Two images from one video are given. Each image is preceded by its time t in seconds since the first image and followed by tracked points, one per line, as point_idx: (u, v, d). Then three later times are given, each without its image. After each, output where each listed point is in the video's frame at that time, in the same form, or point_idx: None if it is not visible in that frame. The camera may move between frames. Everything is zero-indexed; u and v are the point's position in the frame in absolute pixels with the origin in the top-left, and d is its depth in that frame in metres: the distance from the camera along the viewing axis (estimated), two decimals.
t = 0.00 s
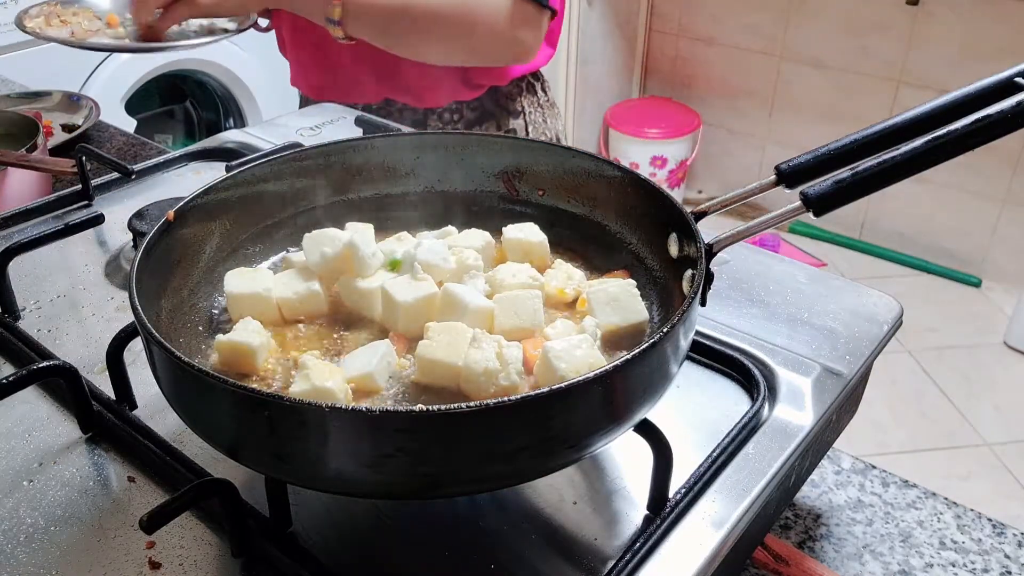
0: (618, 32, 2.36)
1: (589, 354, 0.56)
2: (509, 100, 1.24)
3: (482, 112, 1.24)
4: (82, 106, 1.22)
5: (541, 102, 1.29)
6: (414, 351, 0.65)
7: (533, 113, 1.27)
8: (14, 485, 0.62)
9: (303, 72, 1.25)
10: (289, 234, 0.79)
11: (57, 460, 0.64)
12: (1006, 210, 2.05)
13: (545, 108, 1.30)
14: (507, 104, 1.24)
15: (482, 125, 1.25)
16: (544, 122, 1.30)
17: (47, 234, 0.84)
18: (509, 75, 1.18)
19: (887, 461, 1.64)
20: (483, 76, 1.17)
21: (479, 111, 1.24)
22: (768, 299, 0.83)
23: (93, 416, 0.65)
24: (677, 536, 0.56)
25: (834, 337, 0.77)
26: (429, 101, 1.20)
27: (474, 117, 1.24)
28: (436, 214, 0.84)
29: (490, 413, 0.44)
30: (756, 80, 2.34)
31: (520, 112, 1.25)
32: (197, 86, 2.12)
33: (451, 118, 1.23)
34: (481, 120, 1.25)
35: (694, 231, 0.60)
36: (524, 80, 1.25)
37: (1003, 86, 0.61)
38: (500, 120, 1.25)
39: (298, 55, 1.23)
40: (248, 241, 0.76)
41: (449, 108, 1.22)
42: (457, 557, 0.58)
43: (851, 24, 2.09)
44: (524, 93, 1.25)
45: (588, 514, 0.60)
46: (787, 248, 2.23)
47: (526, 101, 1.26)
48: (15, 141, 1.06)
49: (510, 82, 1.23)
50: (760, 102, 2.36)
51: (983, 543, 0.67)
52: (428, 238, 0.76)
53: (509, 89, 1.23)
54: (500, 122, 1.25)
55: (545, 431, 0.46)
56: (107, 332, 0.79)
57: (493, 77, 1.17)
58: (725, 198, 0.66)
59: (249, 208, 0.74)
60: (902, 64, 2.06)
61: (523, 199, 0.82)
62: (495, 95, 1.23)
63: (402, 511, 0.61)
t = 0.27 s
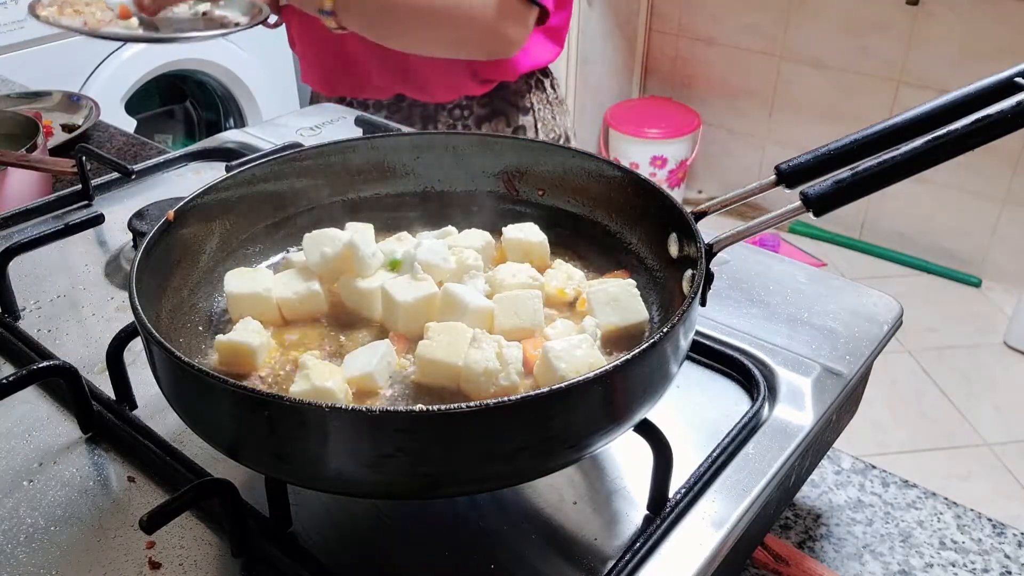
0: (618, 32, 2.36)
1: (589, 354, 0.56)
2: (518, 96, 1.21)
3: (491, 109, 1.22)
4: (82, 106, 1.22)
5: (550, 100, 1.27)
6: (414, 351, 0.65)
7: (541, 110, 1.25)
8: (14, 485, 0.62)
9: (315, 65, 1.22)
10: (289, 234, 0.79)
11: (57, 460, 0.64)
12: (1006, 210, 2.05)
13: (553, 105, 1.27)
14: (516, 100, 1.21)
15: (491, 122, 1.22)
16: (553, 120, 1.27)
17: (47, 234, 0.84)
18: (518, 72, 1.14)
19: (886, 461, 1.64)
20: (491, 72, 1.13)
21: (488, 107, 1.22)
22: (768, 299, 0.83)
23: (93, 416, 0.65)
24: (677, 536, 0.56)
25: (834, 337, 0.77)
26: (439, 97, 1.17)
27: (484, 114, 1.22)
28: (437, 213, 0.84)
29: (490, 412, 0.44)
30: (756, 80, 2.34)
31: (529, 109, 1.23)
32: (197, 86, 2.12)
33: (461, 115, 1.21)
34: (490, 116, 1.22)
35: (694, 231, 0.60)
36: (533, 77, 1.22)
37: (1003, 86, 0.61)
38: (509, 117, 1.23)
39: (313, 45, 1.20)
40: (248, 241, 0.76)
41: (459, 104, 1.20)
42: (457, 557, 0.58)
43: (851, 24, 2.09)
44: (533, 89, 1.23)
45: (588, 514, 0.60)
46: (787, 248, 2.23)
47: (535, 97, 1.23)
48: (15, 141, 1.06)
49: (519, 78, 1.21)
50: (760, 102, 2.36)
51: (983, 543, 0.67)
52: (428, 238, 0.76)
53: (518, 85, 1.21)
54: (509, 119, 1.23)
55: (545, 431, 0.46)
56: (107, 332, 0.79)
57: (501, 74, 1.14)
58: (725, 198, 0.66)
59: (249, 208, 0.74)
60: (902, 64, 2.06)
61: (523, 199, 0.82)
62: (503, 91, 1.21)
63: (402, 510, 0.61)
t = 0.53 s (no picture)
0: (618, 32, 2.36)
1: (589, 354, 0.56)
2: (529, 98, 1.23)
3: (502, 108, 1.23)
4: (82, 106, 1.22)
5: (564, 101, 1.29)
6: (414, 351, 0.65)
7: (553, 112, 1.26)
8: (14, 485, 0.62)
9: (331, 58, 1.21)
10: (289, 234, 0.79)
11: (57, 460, 0.64)
12: (1006, 210, 2.05)
13: (565, 107, 1.29)
14: (527, 101, 1.23)
15: (502, 121, 1.24)
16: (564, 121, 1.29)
17: (47, 234, 0.84)
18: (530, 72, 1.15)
19: (886, 461, 1.64)
20: (504, 71, 1.14)
21: (499, 107, 1.23)
22: (768, 299, 0.83)
23: (93, 416, 0.65)
24: (677, 536, 0.56)
25: (834, 337, 0.77)
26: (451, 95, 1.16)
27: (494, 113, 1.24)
28: (437, 213, 0.84)
29: (490, 413, 0.44)
30: (756, 80, 2.34)
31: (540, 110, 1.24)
32: (197, 86, 2.12)
33: (471, 113, 1.23)
34: (501, 116, 1.24)
35: (694, 231, 0.60)
36: (546, 78, 1.24)
37: (1003, 86, 0.61)
38: (520, 117, 1.24)
39: (329, 38, 1.20)
40: (247, 241, 0.76)
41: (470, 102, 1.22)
42: (457, 557, 0.58)
43: (851, 24, 2.09)
44: (545, 91, 1.24)
45: (589, 514, 0.60)
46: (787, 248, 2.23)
47: (547, 98, 1.24)
48: (15, 141, 1.06)
49: (531, 79, 1.22)
50: (760, 102, 2.36)
51: (983, 543, 0.67)
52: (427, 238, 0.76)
53: (530, 87, 1.22)
54: (520, 119, 1.24)
55: (544, 431, 0.46)
56: (107, 332, 0.79)
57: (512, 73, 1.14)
58: (725, 198, 0.66)
59: (248, 208, 0.74)
60: (902, 64, 2.06)
61: (522, 199, 0.82)
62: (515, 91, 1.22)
63: (403, 510, 0.61)
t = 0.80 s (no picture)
0: (618, 32, 2.36)
1: (589, 354, 0.56)
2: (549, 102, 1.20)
3: (521, 112, 1.21)
4: (82, 106, 1.22)
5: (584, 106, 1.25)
6: (414, 351, 0.65)
7: (574, 117, 1.24)
8: (14, 485, 0.62)
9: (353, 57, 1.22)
10: (289, 234, 0.79)
11: (57, 460, 0.64)
12: (1007, 210, 2.05)
13: (587, 112, 1.26)
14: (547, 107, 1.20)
15: (519, 126, 1.21)
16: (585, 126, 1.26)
17: (47, 234, 0.84)
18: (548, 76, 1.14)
19: (886, 461, 1.64)
20: (522, 76, 1.13)
21: (519, 111, 1.21)
22: (768, 299, 0.83)
23: (93, 416, 0.65)
24: (677, 536, 0.56)
25: (834, 337, 0.77)
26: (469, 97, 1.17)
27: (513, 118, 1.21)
28: (437, 214, 0.84)
29: (490, 412, 0.44)
30: (756, 80, 2.34)
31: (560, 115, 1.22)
32: (197, 86, 2.12)
33: (490, 117, 1.21)
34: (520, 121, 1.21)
35: (694, 231, 0.60)
36: (567, 83, 1.21)
37: (1003, 86, 0.61)
38: (540, 122, 1.22)
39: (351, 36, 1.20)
40: (247, 241, 0.76)
41: (488, 106, 1.20)
42: (457, 558, 0.58)
43: (851, 24, 2.09)
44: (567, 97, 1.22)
45: (589, 514, 0.60)
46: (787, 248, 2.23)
47: (568, 104, 1.22)
48: (15, 141, 1.06)
49: (552, 84, 1.19)
50: (760, 102, 2.36)
51: (983, 543, 0.67)
52: (427, 239, 0.76)
53: (549, 91, 1.20)
54: (539, 124, 1.22)
55: (544, 431, 0.46)
56: (107, 332, 0.79)
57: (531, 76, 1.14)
58: (725, 198, 0.66)
59: (248, 208, 0.74)
60: (903, 65, 2.06)
61: (522, 199, 0.82)
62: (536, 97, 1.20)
63: (403, 511, 0.61)
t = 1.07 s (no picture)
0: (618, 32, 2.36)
1: (589, 354, 0.56)
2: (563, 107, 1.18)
3: (533, 119, 1.19)
4: (82, 106, 1.22)
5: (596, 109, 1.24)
6: (414, 351, 0.65)
7: (586, 122, 1.22)
8: (14, 485, 0.62)
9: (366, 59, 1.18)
10: (289, 234, 0.79)
11: (57, 460, 0.64)
12: (1007, 210, 2.05)
13: (599, 115, 1.25)
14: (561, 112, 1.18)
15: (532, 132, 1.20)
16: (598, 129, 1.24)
17: (47, 234, 0.84)
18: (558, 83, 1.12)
19: (886, 461, 1.64)
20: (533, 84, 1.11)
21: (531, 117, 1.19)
22: (768, 299, 0.83)
23: (93, 416, 0.65)
24: (676, 536, 0.56)
25: (834, 337, 0.77)
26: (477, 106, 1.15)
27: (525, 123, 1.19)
28: (437, 214, 0.84)
29: (490, 412, 0.44)
30: (756, 80, 2.34)
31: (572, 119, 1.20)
32: (196, 86, 2.12)
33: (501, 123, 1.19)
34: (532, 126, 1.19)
35: (694, 231, 0.60)
36: (580, 87, 1.19)
37: (1003, 86, 0.62)
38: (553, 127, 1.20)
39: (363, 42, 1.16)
40: (247, 241, 0.76)
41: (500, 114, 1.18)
42: (457, 558, 0.58)
43: (851, 24, 2.09)
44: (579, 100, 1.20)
45: (588, 514, 0.60)
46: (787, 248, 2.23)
47: (580, 108, 1.20)
48: (15, 141, 1.06)
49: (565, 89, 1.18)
50: (760, 102, 2.36)
51: (983, 543, 0.67)
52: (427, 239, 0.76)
53: (562, 96, 1.18)
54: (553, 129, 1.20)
55: (544, 431, 0.46)
56: (107, 332, 0.79)
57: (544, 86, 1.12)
58: (725, 198, 0.66)
59: (248, 208, 0.74)
60: (903, 65, 2.06)
61: (523, 199, 0.82)
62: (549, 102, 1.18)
63: (403, 511, 0.61)
